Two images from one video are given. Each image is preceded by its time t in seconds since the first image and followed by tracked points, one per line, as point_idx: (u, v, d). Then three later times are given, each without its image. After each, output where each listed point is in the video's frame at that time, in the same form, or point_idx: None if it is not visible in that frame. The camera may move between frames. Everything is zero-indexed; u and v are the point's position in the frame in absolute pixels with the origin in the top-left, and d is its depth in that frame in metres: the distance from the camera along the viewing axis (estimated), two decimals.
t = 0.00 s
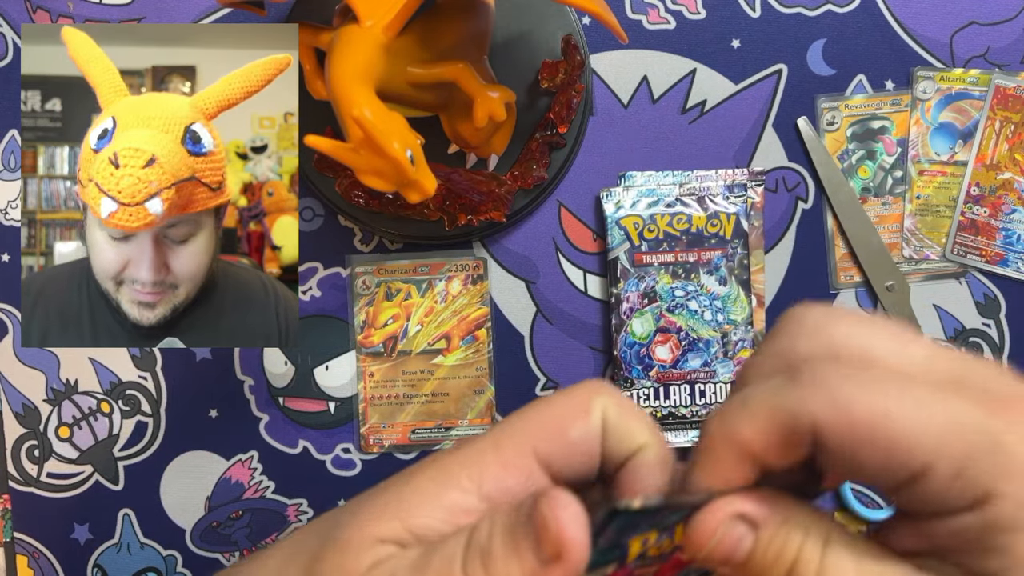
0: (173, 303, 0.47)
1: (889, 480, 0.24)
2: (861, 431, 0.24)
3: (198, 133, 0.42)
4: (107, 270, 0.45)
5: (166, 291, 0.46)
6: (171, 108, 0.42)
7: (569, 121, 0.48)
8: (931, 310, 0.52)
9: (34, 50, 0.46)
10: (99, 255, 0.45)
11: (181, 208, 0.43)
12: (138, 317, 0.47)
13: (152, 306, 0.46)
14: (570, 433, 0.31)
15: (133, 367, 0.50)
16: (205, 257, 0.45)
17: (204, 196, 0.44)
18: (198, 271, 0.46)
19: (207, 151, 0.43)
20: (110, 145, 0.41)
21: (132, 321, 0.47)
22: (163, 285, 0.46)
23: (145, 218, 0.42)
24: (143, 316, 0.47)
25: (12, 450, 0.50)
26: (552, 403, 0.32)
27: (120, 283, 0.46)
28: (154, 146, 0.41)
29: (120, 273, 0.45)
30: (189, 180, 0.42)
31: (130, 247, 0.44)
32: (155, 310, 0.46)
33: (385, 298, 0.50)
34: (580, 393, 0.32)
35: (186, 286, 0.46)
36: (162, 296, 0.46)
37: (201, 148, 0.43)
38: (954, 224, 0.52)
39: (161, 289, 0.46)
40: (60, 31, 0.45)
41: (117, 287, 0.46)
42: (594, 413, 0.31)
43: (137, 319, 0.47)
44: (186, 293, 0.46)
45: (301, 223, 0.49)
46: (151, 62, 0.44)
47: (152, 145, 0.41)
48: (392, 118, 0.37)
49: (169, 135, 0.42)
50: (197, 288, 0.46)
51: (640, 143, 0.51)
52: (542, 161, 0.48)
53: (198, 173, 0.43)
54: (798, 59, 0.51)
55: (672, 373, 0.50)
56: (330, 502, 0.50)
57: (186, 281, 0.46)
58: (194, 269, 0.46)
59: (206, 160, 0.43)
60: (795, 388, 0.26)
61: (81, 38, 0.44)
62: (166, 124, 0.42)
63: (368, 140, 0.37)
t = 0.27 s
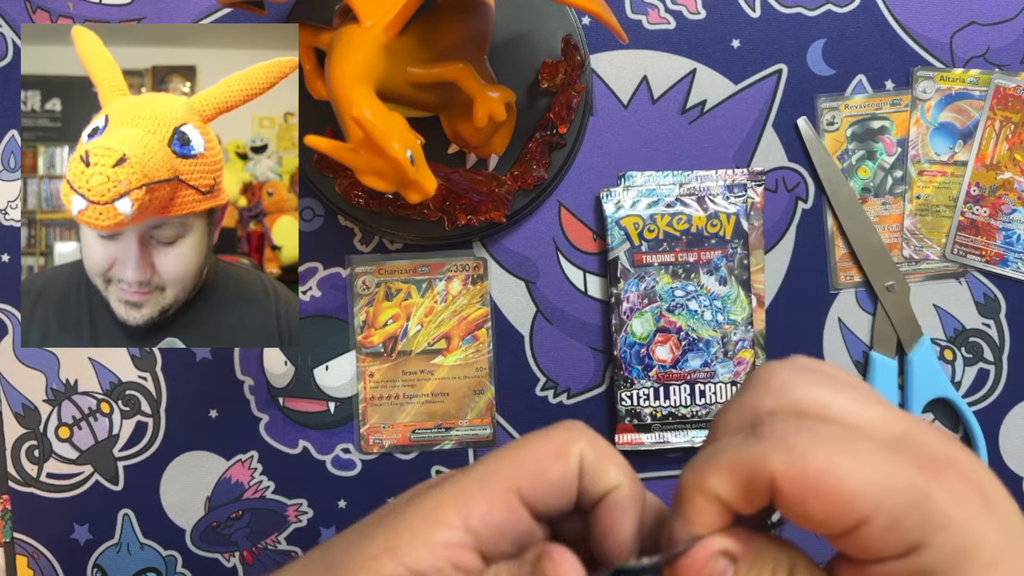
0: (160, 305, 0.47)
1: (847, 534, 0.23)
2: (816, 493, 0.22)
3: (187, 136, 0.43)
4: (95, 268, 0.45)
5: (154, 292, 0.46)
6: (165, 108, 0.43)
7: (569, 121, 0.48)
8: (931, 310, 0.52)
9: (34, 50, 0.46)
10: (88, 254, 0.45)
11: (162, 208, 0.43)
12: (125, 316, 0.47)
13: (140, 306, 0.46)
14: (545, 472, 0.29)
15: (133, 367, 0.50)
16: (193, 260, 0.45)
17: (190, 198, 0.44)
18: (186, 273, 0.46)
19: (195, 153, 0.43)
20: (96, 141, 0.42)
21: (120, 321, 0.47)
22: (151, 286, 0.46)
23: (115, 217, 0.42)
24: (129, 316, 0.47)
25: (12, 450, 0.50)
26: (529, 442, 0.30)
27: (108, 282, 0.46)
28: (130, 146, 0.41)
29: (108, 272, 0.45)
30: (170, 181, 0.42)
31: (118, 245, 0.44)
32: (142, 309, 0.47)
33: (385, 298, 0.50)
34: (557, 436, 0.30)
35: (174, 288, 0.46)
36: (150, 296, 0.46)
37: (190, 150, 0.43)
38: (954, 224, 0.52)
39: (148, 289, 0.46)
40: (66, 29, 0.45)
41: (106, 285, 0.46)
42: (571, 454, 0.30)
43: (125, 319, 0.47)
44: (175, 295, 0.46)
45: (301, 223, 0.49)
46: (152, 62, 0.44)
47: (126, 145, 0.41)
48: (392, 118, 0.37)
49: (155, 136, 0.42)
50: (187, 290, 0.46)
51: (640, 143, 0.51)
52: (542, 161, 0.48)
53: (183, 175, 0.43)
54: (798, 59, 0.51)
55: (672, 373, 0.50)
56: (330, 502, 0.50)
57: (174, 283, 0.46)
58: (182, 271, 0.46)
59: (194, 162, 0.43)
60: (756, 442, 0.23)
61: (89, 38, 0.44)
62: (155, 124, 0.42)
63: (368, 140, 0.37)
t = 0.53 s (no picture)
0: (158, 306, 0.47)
1: (901, 534, 0.23)
2: (877, 491, 0.22)
3: (189, 139, 0.43)
4: (94, 268, 0.45)
5: (152, 294, 0.46)
6: (169, 111, 0.43)
7: (569, 121, 0.48)
8: (931, 310, 0.52)
9: (34, 50, 0.46)
10: (87, 254, 0.45)
11: (163, 212, 0.43)
12: (123, 316, 0.47)
13: (138, 307, 0.46)
14: (550, 519, 0.28)
15: (133, 367, 0.50)
16: (192, 262, 0.45)
17: (191, 201, 0.44)
18: (185, 275, 0.46)
19: (197, 157, 0.43)
20: (99, 143, 0.42)
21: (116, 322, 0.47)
22: (150, 287, 0.46)
23: (116, 220, 0.43)
24: (127, 317, 0.47)
25: (12, 450, 0.50)
26: (525, 486, 0.29)
27: (106, 282, 0.46)
28: (131, 150, 0.42)
29: (107, 272, 0.45)
30: (170, 184, 0.43)
31: (118, 246, 0.44)
32: (140, 310, 0.47)
33: (385, 298, 0.50)
34: (554, 474, 0.29)
35: (173, 290, 0.46)
36: (148, 297, 0.46)
37: (192, 154, 0.43)
38: (954, 224, 0.52)
39: (147, 290, 0.46)
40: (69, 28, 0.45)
41: (104, 285, 0.46)
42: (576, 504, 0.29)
43: (123, 319, 0.47)
44: (173, 297, 0.46)
45: (300, 223, 0.49)
46: (152, 62, 0.44)
47: (127, 147, 0.42)
48: (392, 118, 0.37)
49: (156, 138, 0.42)
50: (186, 292, 0.46)
51: (640, 143, 0.51)
52: (542, 161, 0.48)
53: (184, 178, 0.43)
54: (798, 59, 0.51)
55: (672, 373, 0.50)
56: (330, 502, 0.50)
57: (173, 284, 0.46)
58: (181, 273, 0.46)
59: (196, 165, 0.43)
60: (818, 437, 0.24)
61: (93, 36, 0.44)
62: (157, 126, 0.43)
63: (368, 140, 0.37)
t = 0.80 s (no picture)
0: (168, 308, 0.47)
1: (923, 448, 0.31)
2: (990, 410, 0.31)
3: (193, 141, 0.42)
4: (101, 275, 0.45)
5: (161, 296, 0.46)
6: (170, 113, 0.42)
7: (569, 121, 0.48)
8: (931, 310, 0.52)
9: (34, 50, 0.46)
10: (93, 260, 0.45)
11: (174, 217, 0.43)
12: (133, 321, 0.47)
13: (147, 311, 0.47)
14: (523, 530, 0.30)
15: (133, 367, 0.50)
16: (199, 263, 0.45)
17: (198, 204, 0.43)
18: (192, 276, 0.46)
19: (202, 159, 0.43)
20: (108, 154, 0.40)
21: (125, 324, 0.47)
22: (158, 290, 0.46)
23: (133, 230, 0.41)
24: (138, 320, 0.47)
25: (12, 450, 0.50)
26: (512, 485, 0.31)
27: (115, 287, 0.46)
28: (145, 160, 0.40)
29: (114, 279, 0.45)
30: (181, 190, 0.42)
31: (124, 252, 0.44)
32: (150, 314, 0.47)
33: (385, 298, 0.50)
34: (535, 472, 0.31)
35: (181, 291, 0.46)
36: (157, 300, 0.46)
37: (197, 156, 0.42)
38: (954, 224, 0.52)
39: (156, 293, 0.46)
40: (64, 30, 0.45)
41: (112, 290, 0.46)
42: (549, 509, 0.30)
43: (132, 322, 0.47)
44: (182, 298, 0.47)
45: (301, 223, 0.49)
46: (152, 61, 0.44)
47: (141, 158, 0.40)
48: (392, 118, 0.37)
49: (162, 144, 0.41)
50: (193, 292, 0.47)
51: (640, 142, 0.51)
52: (542, 161, 0.48)
53: (192, 182, 0.42)
54: (798, 59, 0.51)
55: (672, 373, 0.50)
56: (330, 502, 0.50)
57: (181, 286, 0.46)
58: (188, 274, 0.46)
59: (202, 168, 0.43)
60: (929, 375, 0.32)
61: (87, 37, 0.44)
62: (162, 131, 0.42)
63: (368, 140, 0.37)
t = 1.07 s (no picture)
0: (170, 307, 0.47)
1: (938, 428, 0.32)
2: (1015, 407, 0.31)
3: (191, 138, 0.42)
4: (102, 274, 0.45)
5: (162, 296, 0.46)
6: (167, 111, 0.42)
7: (569, 121, 0.48)
8: (930, 310, 0.52)
9: (34, 50, 0.46)
10: (94, 260, 0.45)
11: (173, 214, 0.42)
12: (135, 321, 0.47)
13: (148, 310, 0.47)
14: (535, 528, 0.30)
15: (134, 367, 0.50)
16: (200, 261, 0.45)
17: (197, 200, 0.43)
18: (194, 274, 0.46)
19: (199, 155, 0.42)
20: (106, 150, 0.40)
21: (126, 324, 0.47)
22: (159, 288, 0.46)
23: (133, 226, 0.41)
24: (139, 321, 0.47)
25: (12, 450, 0.50)
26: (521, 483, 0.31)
27: (116, 287, 0.46)
28: (142, 155, 0.39)
29: (115, 278, 0.45)
30: (179, 186, 0.41)
31: (124, 251, 0.44)
32: (152, 313, 0.47)
33: (385, 298, 0.50)
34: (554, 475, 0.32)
35: (183, 289, 0.46)
36: (159, 299, 0.46)
37: (195, 152, 0.42)
38: (954, 224, 0.52)
39: (157, 292, 0.46)
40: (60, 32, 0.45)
41: (113, 290, 0.46)
42: (563, 506, 0.31)
43: (134, 323, 0.47)
44: (183, 297, 0.47)
45: (301, 223, 0.49)
46: (152, 62, 0.44)
47: (140, 153, 0.39)
48: (391, 118, 0.37)
49: (160, 141, 0.40)
50: (194, 291, 0.47)
51: (640, 142, 0.51)
52: (542, 161, 0.48)
53: (191, 178, 0.42)
54: (798, 59, 0.51)
55: (672, 373, 0.50)
56: (330, 502, 0.50)
57: (182, 284, 0.46)
58: (190, 272, 0.46)
59: (200, 165, 0.42)
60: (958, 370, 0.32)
61: (81, 39, 0.44)
62: (159, 130, 0.41)
63: (368, 140, 0.37)
